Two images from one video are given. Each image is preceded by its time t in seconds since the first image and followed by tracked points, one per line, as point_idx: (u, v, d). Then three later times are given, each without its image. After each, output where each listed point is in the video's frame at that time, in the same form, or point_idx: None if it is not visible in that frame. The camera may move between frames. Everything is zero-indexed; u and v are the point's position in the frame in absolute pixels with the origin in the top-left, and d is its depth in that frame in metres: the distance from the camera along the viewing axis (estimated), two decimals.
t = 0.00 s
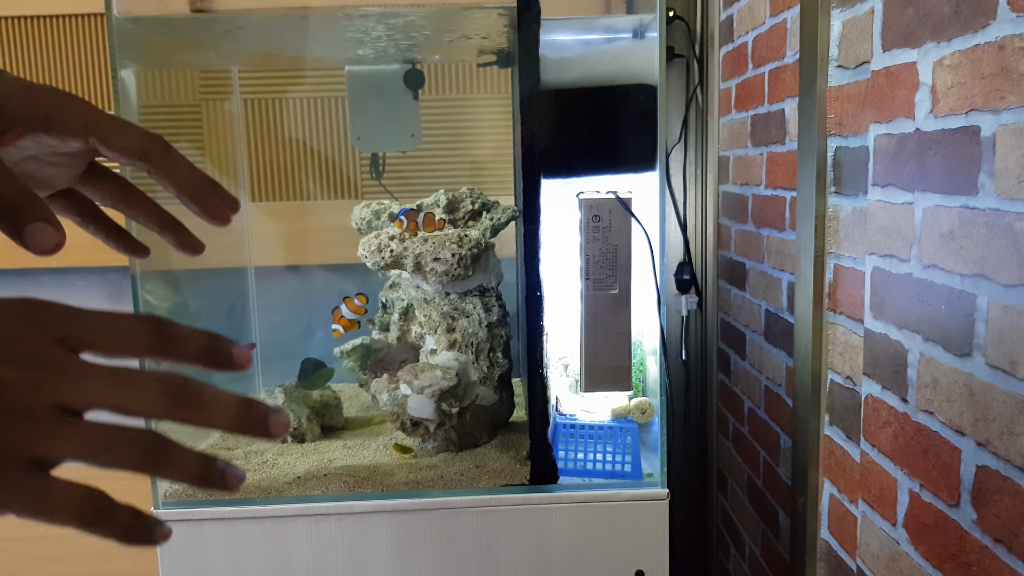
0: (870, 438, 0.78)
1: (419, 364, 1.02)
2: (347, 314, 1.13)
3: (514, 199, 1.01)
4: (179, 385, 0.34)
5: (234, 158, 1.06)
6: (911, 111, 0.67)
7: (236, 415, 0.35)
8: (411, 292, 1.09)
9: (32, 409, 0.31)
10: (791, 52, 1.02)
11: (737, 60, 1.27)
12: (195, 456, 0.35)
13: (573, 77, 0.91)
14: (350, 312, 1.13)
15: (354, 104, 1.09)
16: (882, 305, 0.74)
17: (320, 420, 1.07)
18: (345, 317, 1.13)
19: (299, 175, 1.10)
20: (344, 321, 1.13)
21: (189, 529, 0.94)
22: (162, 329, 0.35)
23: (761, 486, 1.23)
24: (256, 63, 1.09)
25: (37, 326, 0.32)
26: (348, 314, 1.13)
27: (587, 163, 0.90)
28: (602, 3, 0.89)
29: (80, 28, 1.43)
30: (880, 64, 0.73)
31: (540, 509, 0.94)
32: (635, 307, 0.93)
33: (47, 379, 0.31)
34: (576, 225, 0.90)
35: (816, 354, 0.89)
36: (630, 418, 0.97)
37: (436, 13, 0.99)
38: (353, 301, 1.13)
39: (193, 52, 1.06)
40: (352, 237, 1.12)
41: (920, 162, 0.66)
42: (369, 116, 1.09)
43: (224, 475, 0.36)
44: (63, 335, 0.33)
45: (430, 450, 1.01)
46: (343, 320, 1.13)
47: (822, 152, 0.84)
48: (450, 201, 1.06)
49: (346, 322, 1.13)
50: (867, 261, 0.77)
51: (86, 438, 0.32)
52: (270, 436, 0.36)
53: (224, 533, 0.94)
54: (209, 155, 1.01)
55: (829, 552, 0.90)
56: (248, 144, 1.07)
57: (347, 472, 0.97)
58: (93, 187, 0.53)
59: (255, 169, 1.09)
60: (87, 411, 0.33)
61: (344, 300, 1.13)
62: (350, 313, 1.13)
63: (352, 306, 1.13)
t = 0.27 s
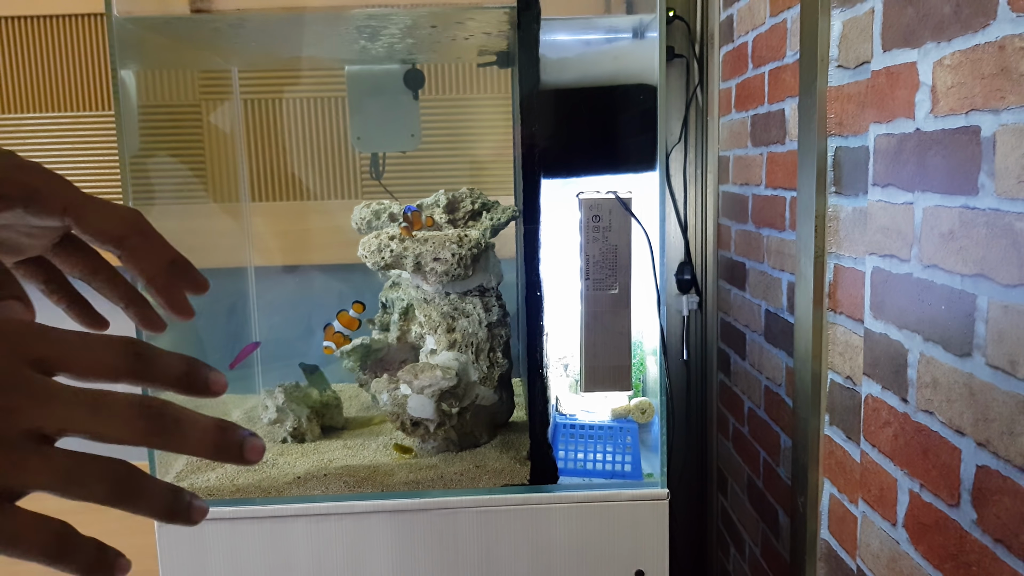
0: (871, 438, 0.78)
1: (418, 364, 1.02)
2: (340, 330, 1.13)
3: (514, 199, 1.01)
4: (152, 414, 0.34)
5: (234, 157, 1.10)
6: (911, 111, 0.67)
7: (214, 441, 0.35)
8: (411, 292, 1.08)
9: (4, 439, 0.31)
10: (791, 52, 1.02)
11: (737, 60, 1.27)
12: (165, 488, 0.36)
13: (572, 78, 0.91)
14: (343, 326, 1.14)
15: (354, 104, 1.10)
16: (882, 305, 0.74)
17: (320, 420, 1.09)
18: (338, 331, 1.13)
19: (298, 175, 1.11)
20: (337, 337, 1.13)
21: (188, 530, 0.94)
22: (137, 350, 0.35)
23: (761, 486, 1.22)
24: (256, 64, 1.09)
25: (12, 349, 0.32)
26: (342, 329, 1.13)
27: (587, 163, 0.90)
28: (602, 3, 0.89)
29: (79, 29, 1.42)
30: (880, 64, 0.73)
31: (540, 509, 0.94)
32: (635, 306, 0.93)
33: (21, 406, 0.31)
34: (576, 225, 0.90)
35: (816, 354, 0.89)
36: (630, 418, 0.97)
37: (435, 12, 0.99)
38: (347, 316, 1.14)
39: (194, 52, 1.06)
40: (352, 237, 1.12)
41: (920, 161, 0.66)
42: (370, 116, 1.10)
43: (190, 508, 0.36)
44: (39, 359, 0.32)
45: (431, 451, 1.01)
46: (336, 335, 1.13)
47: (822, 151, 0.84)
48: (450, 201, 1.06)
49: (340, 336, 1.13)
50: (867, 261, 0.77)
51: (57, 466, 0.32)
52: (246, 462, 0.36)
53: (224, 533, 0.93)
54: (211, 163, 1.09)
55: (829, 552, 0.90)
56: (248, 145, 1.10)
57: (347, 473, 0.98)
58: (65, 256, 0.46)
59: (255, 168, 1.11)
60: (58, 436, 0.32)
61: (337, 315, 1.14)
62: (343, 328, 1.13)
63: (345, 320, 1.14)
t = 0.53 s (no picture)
0: (871, 438, 0.78)
1: (418, 364, 1.01)
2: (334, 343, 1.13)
3: (514, 199, 1.01)
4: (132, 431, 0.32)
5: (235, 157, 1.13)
6: (911, 111, 0.67)
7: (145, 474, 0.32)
8: (411, 292, 1.08)
9: None
10: (791, 52, 1.02)
11: (737, 60, 1.27)
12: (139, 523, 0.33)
13: (572, 78, 0.91)
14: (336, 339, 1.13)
15: (354, 105, 1.11)
16: (882, 305, 0.74)
17: (320, 420, 1.07)
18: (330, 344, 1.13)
19: (298, 174, 1.13)
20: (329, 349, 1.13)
21: (189, 529, 0.93)
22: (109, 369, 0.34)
23: (761, 486, 1.22)
24: (257, 65, 1.11)
25: None
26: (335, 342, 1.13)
27: (587, 163, 0.90)
28: (602, 3, 0.89)
29: (79, 29, 1.42)
30: (880, 64, 0.73)
31: (540, 508, 0.94)
32: (635, 307, 0.93)
33: None
34: (576, 225, 0.90)
35: (816, 354, 0.89)
36: (630, 418, 0.96)
37: (433, 13, 0.99)
38: (341, 328, 1.14)
39: (194, 53, 1.06)
40: (353, 237, 1.12)
41: (920, 161, 0.66)
42: (370, 116, 1.11)
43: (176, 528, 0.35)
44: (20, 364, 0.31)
45: (431, 451, 1.00)
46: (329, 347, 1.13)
47: (822, 151, 0.84)
48: (450, 201, 1.05)
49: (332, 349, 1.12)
50: (867, 261, 0.77)
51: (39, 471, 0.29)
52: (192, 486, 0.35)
53: (225, 533, 0.93)
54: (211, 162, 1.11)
55: (829, 552, 0.90)
56: (248, 145, 1.13)
57: (346, 473, 0.97)
58: None
59: (255, 167, 1.14)
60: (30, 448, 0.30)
61: (331, 327, 1.14)
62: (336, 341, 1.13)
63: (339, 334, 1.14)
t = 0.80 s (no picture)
0: (871, 438, 0.78)
1: (419, 364, 1.01)
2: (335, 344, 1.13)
3: (514, 199, 1.01)
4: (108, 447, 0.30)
5: (235, 158, 1.13)
6: (911, 111, 0.67)
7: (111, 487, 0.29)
8: (411, 292, 1.07)
9: None
10: (791, 52, 1.02)
11: (737, 60, 1.27)
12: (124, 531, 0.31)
13: (573, 77, 0.91)
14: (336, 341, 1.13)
15: (354, 105, 1.11)
16: (882, 305, 0.74)
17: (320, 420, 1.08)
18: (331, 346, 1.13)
19: (298, 175, 1.13)
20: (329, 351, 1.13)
21: (189, 529, 0.94)
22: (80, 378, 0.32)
23: (761, 486, 1.23)
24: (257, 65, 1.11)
25: None
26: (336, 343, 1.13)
27: (588, 163, 0.90)
28: (602, 3, 0.89)
29: (79, 29, 1.42)
30: (880, 64, 0.73)
31: (540, 509, 0.94)
32: (635, 307, 0.93)
33: None
34: (576, 225, 0.90)
35: (816, 354, 0.89)
36: (630, 418, 0.96)
37: (434, 13, 0.99)
38: (341, 331, 1.14)
39: (194, 53, 1.06)
40: (352, 237, 1.12)
41: (920, 162, 0.66)
42: (369, 116, 1.11)
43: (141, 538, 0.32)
44: None
45: (431, 451, 1.00)
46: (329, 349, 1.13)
47: (822, 151, 0.85)
48: (450, 201, 1.05)
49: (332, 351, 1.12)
50: (867, 261, 0.77)
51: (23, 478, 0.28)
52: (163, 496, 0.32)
53: (225, 533, 0.94)
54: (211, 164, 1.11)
55: (829, 552, 0.90)
56: (248, 146, 1.12)
57: (347, 472, 0.97)
58: None
59: (256, 169, 1.13)
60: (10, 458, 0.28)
61: (333, 330, 1.14)
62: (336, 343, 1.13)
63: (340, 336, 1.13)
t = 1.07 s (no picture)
0: (870, 438, 0.78)
1: (418, 364, 1.02)
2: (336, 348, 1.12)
3: (514, 199, 1.01)
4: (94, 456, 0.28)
5: (234, 158, 1.12)
6: (911, 111, 0.67)
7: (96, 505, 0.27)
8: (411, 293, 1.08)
9: None
10: (791, 52, 1.02)
11: (737, 60, 1.27)
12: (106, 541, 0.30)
13: (573, 78, 0.91)
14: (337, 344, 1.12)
15: (354, 105, 1.11)
16: (882, 305, 0.74)
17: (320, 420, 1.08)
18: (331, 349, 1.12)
19: (298, 174, 1.14)
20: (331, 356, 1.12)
21: (189, 529, 0.93)
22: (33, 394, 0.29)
23: (761, 486, 1.23)
24: (257, 65, 1.11)
25: None
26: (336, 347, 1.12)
27: (588, 163, 0.90)
28: (602, 3, 0.89)
29: (80, 29, 1.42)
30: (880, 64, 0.73)
31: (540, 508, 0.94)
32: (634, 307, 0.93)
33: None
34: (576, 225, 0.90)
35: (815, 354, 0.89)
36: (630, 418, 0.96)
37: (434, 14, 0.99)
38: (341, 335, 1.13)
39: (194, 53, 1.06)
40: (353, 237, 1.12)
41: (920, 161, 0.66)
42: (370, 116, 1.11)
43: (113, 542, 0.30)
44: None
45: (431, 451, 1.00)
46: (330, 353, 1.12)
47: (822, 152, 0.85)
48: (450, 201, 1.05)
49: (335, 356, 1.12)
50: (867, 261, 0.77)
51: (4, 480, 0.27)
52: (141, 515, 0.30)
53: (225, 533, 0.94)
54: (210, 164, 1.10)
55: (829, 552, 0.90)
56: (248, 146, 1.11)
57: (347, 472, 0.97)
58: None
59: (256, 169, 1.13)
60: None
61: (333, 335, 1.13)
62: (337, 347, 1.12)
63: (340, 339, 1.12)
